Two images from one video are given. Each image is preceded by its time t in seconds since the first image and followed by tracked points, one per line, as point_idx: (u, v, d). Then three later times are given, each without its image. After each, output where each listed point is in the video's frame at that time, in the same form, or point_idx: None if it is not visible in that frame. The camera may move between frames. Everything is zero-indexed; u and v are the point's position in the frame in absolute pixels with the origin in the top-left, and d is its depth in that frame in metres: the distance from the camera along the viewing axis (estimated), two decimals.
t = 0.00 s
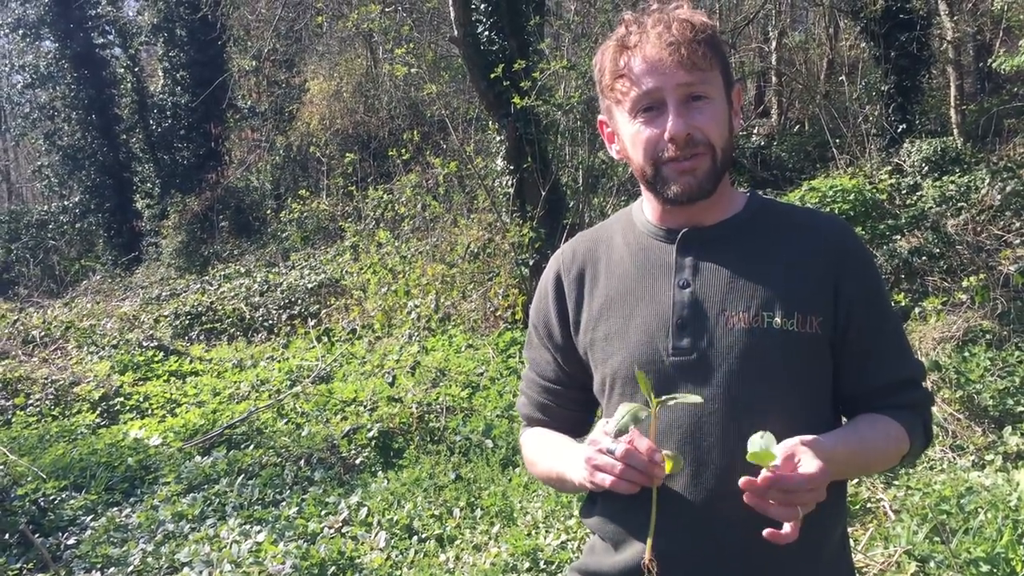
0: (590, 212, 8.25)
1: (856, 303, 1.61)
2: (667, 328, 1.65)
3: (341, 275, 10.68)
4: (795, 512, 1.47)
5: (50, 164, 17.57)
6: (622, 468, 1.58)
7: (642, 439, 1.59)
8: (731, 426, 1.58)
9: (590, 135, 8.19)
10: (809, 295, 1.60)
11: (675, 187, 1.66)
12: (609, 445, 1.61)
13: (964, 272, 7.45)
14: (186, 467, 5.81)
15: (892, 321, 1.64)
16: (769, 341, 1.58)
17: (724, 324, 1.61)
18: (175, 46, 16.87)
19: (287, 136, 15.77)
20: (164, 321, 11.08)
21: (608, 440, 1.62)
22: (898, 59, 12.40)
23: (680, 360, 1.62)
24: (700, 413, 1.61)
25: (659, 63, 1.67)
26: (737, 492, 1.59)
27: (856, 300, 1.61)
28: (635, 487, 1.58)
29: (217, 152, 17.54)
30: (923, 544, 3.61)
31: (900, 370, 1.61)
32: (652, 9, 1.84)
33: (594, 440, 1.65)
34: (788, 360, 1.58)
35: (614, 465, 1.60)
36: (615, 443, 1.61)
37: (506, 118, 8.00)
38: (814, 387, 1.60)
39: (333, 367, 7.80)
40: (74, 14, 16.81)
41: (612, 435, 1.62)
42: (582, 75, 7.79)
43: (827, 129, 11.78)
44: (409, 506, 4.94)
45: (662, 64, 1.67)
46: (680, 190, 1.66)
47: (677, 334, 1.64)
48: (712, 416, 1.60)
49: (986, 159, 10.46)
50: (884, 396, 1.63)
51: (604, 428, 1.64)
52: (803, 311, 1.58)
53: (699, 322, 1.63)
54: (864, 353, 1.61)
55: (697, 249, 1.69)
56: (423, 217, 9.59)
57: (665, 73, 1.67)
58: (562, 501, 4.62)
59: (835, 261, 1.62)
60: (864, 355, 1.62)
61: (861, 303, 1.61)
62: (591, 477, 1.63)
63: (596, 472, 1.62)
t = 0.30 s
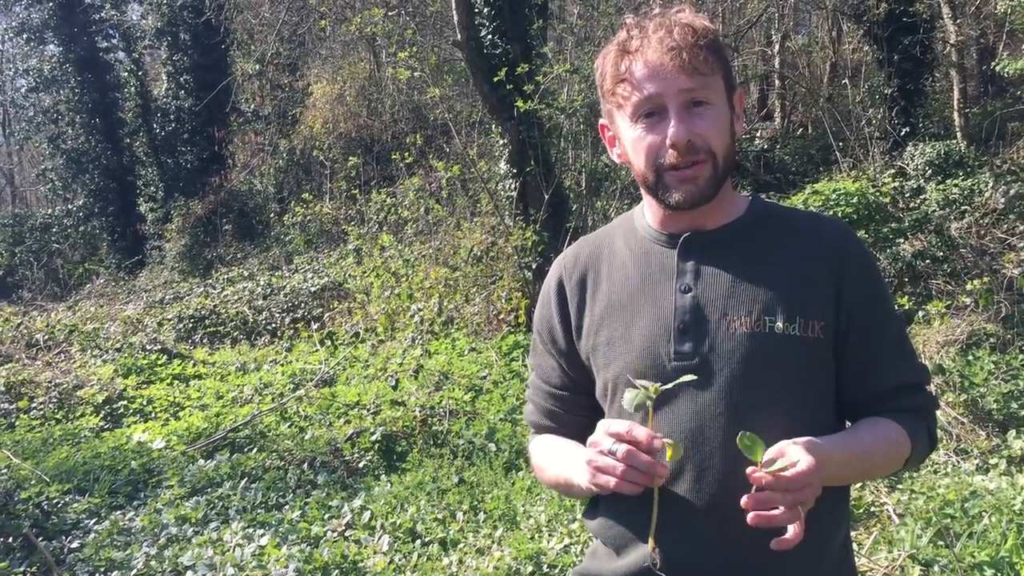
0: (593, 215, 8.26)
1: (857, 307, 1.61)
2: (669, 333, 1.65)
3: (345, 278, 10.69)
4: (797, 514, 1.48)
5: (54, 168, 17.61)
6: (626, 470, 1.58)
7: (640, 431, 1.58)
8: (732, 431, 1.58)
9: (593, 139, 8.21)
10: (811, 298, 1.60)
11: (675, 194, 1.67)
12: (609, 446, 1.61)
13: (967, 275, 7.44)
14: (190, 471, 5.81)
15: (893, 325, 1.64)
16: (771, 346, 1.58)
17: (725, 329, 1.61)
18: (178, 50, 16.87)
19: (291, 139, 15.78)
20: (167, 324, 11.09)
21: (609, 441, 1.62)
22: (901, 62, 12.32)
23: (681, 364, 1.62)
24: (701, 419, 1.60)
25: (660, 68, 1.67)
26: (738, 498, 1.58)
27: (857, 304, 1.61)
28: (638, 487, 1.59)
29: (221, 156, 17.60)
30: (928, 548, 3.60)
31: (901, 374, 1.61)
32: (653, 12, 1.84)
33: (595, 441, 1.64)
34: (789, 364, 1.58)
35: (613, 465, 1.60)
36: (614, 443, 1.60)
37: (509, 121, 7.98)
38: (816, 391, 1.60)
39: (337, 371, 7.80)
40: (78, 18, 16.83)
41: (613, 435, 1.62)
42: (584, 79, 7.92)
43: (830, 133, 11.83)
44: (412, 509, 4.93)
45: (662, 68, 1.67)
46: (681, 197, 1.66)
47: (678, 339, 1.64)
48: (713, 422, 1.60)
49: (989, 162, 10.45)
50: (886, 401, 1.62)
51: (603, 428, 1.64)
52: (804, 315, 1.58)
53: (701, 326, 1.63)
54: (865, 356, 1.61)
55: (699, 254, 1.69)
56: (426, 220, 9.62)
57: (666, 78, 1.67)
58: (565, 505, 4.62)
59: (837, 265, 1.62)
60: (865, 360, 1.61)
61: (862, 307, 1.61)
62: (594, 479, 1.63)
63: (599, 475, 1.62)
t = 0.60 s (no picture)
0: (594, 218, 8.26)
1: (859, 315, 1.60)
2: (670, 335, 1.65)
3: (346, 281, 10.69)
4: (834, 518, 1.44)
5: (55, 170, 17.62)
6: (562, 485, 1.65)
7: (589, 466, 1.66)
8: (734, 433, 1.57)
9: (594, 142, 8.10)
10: (813, 304, 1.59)
11: (683, 215, 1.66)
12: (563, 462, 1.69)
13: (969, 278, 7.44)
14: (190, 473, 5.80)
15: (896, 331, 1.63)
16: (774, 348, 1.58)
17: (728, 331, 1.61)
18: (180, 52, 16.89)
19: (292, 142, 15.79)
20: (168, 327, 11.09)
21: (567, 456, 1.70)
22: (902, 66, 12.22)
23: (682, 367, 1.62)
24: (702, 420, 1.60)
25: (675, 97, 1.61)
26: (739, 501, 1.58)
27: (861, 310, 1.60)
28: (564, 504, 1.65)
29: (222, 158, 17.63)
30: (929, 552, 3.60)
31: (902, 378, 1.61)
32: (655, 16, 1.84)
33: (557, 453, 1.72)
34: (790, 366, 1.57)
35: (592, 471, 1.64)
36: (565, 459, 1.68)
37: (510, 124, 8.00)
38: (817, 392, 1.60)
39: (337, 373, 7.82)
40: (80, 20, 16.83)
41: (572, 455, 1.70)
42: (586, 82, 7.79)
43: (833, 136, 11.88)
44: (413, 512, 4.93)
45: (679, 92, 1.60)
46: (687, 219, 1.66)
47: (680, 341, 1.64)
48: (715, 424, 1.59)
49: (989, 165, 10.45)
50: (886, 405, 1.62)
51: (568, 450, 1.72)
52: (807, 318, 1.58)
53: (702, 328, 1.63)
54: (867, 361, 1.61)
55: (702, 256, 1.68)
56: (427, 223, 9.63)
57: (681, 104, 1.61)
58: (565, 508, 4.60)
59: (839, 270, 1.62)
60: (867, 365, 1.61)
61: (864, 313, 1.60)
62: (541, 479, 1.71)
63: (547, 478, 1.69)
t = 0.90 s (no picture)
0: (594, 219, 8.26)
1: (867, 317, 1.61)
2: (677, 331, 1.65)
3: (346, 282, 10.68)
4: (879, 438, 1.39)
5: (55, 170, 17.63)
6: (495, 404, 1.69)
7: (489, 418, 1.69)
8: (741, 429, 1.57)
9: (595, 143, 8.17)
10: (821, 304, 1.60)
11: (695, 213, 1.67)
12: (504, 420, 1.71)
13: (969, 280, 7.44)
14: (190, 474, 5.81)
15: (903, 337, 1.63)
16: (780, 346, 1.58)
17: (735, 328, 1.61)
18: (180, 53, 16.89)
19: (292, 142, 15.77)
20: (168, 327, 11.10)
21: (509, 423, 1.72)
22: (902, 67, 12.26)
23: (689, 363, 1.62)
24: (707, 416, 1.60)
25: (696, 92, 1.62)
26: (743, 499, 1.57)
27: (869, 313, 1.60)
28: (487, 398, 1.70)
29: (222, 159, 17.62)
30: (929, 554, 3.59)
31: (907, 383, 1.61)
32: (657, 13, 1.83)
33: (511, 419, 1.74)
34: (798, 364, 1.58)
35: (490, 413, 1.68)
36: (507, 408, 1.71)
37: (510, 126, 7.99)
38: (824, 392, 1.60)
39: (337, 374, 7.82)
40: (80, 21, 16.82)
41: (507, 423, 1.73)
42: (585, 83, 7.99)
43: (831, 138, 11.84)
44: (412, 513, 4.93)
45: (701, 89, 1.61)
46: (699, 217, 1.66)
47: (687, 337, 1.64)
48: (720, 420, 1.59)
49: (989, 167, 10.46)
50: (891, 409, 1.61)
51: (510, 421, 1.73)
52: (814, 318, 1.58)
53: (709, 325, 1.63)
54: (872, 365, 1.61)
55: (710, 254, 1.69)
56: (427, 224, 9.65)
57: (703, 101, 1.62)
58: (565, 509, 4.58)
59: (848, 272, 1.62)
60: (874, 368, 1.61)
61: (873, 317, 1.60)
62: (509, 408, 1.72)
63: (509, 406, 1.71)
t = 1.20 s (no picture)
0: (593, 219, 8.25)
1: (870, 322, 1.60)
2: (681, 330, 1.66)
3: (344, 282, 10.67)
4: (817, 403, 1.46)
5: (53, 170, 17.63)
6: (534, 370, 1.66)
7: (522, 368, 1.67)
8: (743, 428, 1.58)
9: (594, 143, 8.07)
10: (823, 307, 1.60)
11: (675, 215, 1.68)
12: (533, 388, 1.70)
13: (967, 281, 7.44)
14: (189, 473, 5.81)
15: (905, 343, 1.63)
16: (782, 347, 1.58)
17: (738, 328, 1.61)
18: (179, 53, 16.88)
19: (290, 142, 15.76)
20: (167, 327, 11.10)
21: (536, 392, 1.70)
22: (901, 68, 12.27)
23: (692, 362, 1.62)
24: (710, 415, 1.60)
25: (668, 98, 1.60)
26: (743, 498, 1.58)
27: (873, 318, 1.60)
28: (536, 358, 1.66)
29: (221, 158, 17.59)
30: (927, 554, 3.60)
31: (909, 390, 1.61)
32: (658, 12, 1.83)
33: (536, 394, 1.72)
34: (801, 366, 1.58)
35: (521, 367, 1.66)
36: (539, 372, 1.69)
37: (509, 125, 8.06)
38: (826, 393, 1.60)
39: (336, 374, 7.82)
40: (78, 20, 16.81)
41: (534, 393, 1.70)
42: (585, 83, 7.87)
43: (830, 138, 11.84)
44: (411, 513, 4.92)
45: (673, 95, 1.60)
46: (678, 218, 1.68)
47: (690, 336, 1.64)
48: (722, 419, 1.59)
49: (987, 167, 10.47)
50: (892, 413, 1.61)
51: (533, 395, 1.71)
52: (817, 321, 1.58)
53: (713, 324, 1.63)
54: (874, 368, 1.61)
55: (716, 253, 1.69)
56: (426, 224, 9.66)
57: (674, 106, 1.60)
58: (564, 509, 4.58)
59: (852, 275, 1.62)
60: (877, 372, 1.61)
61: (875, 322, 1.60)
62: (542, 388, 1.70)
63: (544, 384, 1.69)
